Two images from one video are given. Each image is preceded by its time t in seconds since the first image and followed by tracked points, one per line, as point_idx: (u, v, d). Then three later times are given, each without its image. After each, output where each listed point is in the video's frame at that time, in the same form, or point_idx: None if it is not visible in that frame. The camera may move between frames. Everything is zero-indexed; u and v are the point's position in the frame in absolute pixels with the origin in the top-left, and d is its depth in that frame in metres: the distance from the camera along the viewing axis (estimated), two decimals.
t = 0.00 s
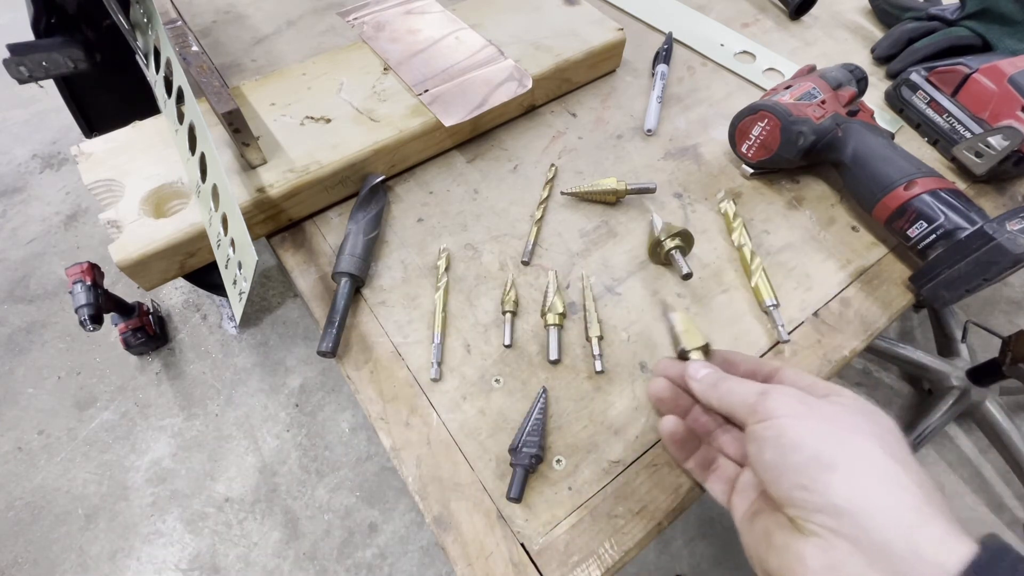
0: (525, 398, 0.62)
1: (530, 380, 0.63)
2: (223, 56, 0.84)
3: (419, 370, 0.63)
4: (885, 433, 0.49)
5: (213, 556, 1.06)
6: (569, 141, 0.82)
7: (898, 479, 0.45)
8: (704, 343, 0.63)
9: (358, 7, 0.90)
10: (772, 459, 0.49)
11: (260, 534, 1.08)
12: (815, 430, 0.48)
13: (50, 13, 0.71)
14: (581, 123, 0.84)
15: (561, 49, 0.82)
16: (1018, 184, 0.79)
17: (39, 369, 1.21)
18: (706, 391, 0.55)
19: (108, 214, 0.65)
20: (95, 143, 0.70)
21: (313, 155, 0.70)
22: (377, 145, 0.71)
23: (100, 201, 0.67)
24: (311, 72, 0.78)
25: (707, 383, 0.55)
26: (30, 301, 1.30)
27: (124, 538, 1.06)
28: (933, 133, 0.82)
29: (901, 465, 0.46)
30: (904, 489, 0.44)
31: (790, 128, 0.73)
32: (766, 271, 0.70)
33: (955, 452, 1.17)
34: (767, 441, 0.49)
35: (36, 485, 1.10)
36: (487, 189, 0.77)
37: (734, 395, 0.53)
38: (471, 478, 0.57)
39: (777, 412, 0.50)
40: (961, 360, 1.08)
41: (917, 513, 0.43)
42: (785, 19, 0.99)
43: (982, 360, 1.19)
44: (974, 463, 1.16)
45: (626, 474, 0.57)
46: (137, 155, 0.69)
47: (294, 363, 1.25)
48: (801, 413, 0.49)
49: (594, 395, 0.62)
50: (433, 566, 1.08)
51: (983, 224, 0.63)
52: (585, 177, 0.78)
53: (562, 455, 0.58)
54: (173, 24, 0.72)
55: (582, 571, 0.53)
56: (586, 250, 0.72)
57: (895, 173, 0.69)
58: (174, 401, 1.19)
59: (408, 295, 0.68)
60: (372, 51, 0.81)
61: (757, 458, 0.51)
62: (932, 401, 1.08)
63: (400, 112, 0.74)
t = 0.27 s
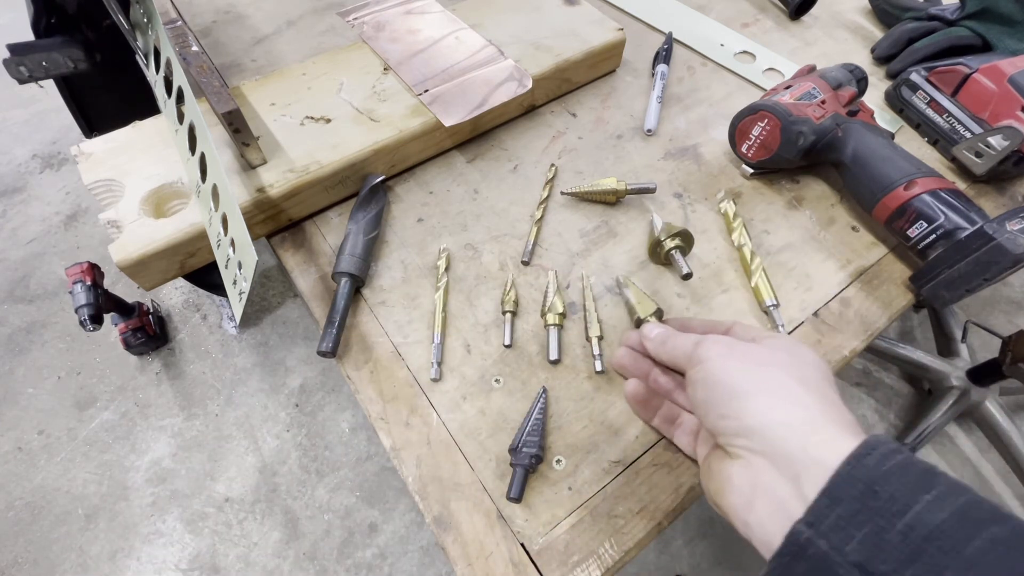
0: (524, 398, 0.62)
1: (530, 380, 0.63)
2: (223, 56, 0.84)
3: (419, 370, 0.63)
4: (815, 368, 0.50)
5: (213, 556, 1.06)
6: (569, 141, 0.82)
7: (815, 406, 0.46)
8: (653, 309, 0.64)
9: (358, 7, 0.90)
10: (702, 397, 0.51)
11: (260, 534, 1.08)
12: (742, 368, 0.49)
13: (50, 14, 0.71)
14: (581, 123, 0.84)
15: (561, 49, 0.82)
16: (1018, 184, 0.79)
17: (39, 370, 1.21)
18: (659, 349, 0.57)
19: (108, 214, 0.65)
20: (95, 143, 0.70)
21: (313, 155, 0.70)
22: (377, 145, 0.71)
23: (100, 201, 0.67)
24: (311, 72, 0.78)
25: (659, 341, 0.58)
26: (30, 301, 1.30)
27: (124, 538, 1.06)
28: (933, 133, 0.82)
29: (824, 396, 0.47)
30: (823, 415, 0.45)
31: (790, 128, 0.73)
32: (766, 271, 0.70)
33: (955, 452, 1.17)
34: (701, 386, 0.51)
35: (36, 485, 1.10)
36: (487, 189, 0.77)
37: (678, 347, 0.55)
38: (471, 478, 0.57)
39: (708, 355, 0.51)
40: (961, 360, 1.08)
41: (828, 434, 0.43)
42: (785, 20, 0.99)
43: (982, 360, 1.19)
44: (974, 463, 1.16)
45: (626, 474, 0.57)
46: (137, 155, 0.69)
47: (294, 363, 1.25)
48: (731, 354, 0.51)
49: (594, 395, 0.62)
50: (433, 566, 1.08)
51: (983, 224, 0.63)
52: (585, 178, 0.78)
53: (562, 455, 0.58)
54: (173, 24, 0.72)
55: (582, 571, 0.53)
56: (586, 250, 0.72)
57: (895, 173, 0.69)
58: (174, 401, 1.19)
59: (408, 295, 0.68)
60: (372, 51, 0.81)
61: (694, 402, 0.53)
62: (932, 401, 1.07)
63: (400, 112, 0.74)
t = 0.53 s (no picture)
0: (524, 398, 0.62)
1: (530, 380, 0.63)
2: (223, 56, 0.84)
3: (419, 370, 0.63)
4: (792, 383, 0.51)
5: (213, 555, 1.06)
6: (569, 141, 0.82)
7: (786, 431, 0.48)
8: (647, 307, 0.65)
9: (358, 7, 0.90)
10: (684, 424, 0.54)
11: (260, 534, 1.08)
12: (718, 396, 0.52)
13: (50, 14, 0.72)
14: (581, 123, 0.84)
15: (561, 49, 0.82)
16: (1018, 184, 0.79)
17: (39, 369, 1.21)
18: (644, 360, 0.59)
19: (108, 214, 0.65)
20: (95, 143, 0.70)
21: (313, 155, 0.70)
22: (377, 145, 0.71)
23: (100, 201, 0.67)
24: (311, 72, 0.78)
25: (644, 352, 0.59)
26: (30, 301, 1.30)
27: (123, 538, 1.06)
28: (932, 133, 0.82)
29: (798, 415, 0.49)
30: (797, 439, 0.47)
31: (790, 128, 0.73)
32: (766, 271, 0.70)
33: (955, 452, 1.17)
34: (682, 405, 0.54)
35: (36, 485, 1.10)
36: (487, 189, 0.77)
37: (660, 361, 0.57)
38: (471, 478, 0.57)
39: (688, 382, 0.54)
40: (961, 360, 1.08)
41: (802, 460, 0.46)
42: (785, 19, 0.99)
43: (982, 360, 1.19)
44: (974, 463, 1.16)
45: (626, 474, 0.57)
46: (137, 155, 0.69)
47: (294, 363, 1.25)
48: (708, 379, 0.53)
49: (594, 395, 0.62)
50: (433, 567, 1.08)
51: (983, 224, 0.63)
52: (585, 178, 0.78)
53: (562, 455, 0.58)
54: (173, 24, 0.72)
55: (582, 571, 0.53)
56: (586, 250, 0.72)
57: (896, 173, 0.69)
58: (174, 401, 1.19)
59: (408, 295, 0.68)
60: (372, 51, 0.81)
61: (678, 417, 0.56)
62: (932, 401, 1.07)
63: (400, 112, 0.74)
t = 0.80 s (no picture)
0: (525, 398, 0.62)
1: (530, 380, 0.63)
2: (223, 56, 0.84)
3: (419, 370, 0.63)
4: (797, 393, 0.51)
5: (213, 556, 1.06)
6: (569, 141, 0.82)
7: (792, 441, 0.48)
8: (648, 307, 0.65)
9: (358, 7, 0.90)
10: (691, 433, 0.53)
11: (260, 534, 1.08)
12: (722, 404, 0.51)
13: (50, 14, 0.71)
14: (581, 123, 0.84)
15: (561, 49, 0.82)
16: (1018, 184, 0.79)
17: (39, 369, 1.21)
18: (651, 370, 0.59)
19: (108, 214, 0.65)
20: (95, 143, 0.70)
21: (313, 155, 0.70)
22: (378, 145, 0.71)
23: (100, 201, 0.67)
24: (311, 72, 0.78)
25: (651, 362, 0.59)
26: (30, 301, 1.30)
27: (123, 538, 1.06)
28: (932, 133, 0.82)
29: (804, 426, 0.49)
30: (805, 449, 0.47)
31: (790, 128, 0.73)
32: (766, 271, 0.70)
33: (955, 452, 1.17)
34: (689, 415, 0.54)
35: (36, 485, 1.10)
36: (487, 189, 0.77)
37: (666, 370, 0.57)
38: (471, 478, 0.57)
39: (693, 387, 0.54)
40: (961, 360, 1.08)
41: (810, 469, 0.46)
42: (785, 19, 0.99)
43: (982, 360, 1.19)
44: (974, 463, 1.16)
45: (626, 474, 0.57)
46: (137, 155, 0.69)
47: (294, 363, 1.25)
48: (712, 385, 0.53)
49: (594, 395, 0.62)
50: (433, 567, 1.08)
51: (983, 224, 0.63)
52: (585, 178, 0.78)
53: (562, 455, 0.58)
54: (173, 24, 0.72)
55: (582, 571, 0.53)
56: (586, 250, 0.72)
57: (896, 173, 0.69)
58: (173, 401, 1.19)
59: (408, 295, 0.68)
60: (372, 51, 0.81)
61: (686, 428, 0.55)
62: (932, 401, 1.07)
63: (400, 112, 0.74)
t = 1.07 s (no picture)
0: (525, 398, 0.62)
1: (529, 380, 0.63)
2: (223, 56, 0.84)
3: (419, 370, 0.63)
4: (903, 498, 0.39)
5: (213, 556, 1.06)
6: (569, 141, 0.82)
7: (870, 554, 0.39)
8: (648, 307, 0.65)
9: (358, 7, 0.90)
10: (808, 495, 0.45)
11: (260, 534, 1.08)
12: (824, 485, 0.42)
13: (50, 14, 0.71)
14: (581, 123, 0.84)
15: (561, 49, 0.82)
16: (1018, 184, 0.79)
17: (39, 370, 1.21)
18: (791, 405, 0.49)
19: (108, 214, 0.65)
20: (95, 143, 0.70)
21: (313, 155, 0.70)
22: (378, 145, 0.71)
23: (100, 201, 0.67)
24: (311, 72, 0.78)
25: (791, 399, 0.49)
26: (29, 301, 1.30)
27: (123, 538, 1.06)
28: (933, 133, 0.82)
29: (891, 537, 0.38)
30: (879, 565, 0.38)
31: (790, 128, 0.73)
32: (766, 271, 0.70)
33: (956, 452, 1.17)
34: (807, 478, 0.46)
35: (36, 485, 1.10)
36: (487, 189, 0.77)
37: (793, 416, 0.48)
38: (471, 478, 0.57)
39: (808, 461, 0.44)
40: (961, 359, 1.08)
41: None
42: (785, 19, 0.99)
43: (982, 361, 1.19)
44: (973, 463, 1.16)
45: (626, 475, 0.57)
46: (137, 155, 0.69)
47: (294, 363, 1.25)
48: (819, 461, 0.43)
49: (594, 395, 0.62)
50: (433, 566, 1.08)
51: (983, 224, 0.63)
52: (585, 178, 0.78)
53: (562, 455, 0.58)
54: (173, 24, 0.72)
55: (582, 571, 0.53)
56: (586, 250, 0.72)
57: (896, 173, 0.69)
58: (174, 401, 1.19)
59: (408, 295, 0.68)
60: (372, 51, 0.81)
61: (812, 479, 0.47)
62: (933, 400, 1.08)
63: (400, 112, 0.74)
